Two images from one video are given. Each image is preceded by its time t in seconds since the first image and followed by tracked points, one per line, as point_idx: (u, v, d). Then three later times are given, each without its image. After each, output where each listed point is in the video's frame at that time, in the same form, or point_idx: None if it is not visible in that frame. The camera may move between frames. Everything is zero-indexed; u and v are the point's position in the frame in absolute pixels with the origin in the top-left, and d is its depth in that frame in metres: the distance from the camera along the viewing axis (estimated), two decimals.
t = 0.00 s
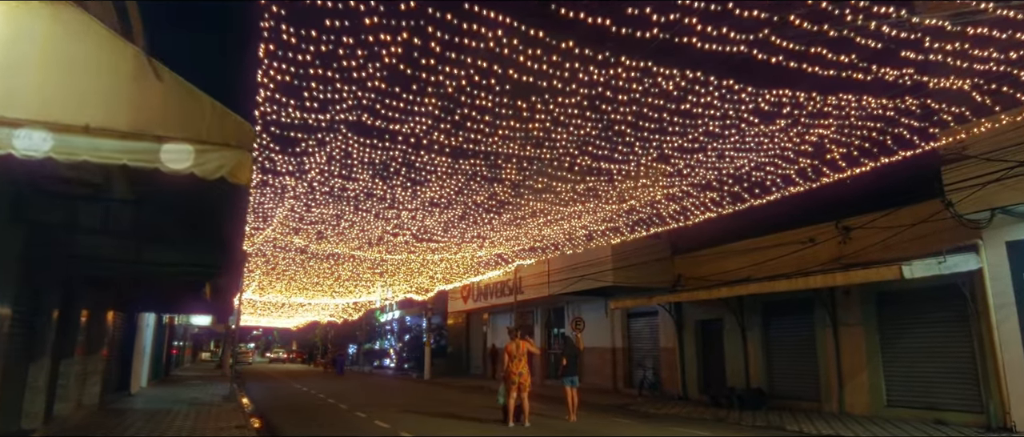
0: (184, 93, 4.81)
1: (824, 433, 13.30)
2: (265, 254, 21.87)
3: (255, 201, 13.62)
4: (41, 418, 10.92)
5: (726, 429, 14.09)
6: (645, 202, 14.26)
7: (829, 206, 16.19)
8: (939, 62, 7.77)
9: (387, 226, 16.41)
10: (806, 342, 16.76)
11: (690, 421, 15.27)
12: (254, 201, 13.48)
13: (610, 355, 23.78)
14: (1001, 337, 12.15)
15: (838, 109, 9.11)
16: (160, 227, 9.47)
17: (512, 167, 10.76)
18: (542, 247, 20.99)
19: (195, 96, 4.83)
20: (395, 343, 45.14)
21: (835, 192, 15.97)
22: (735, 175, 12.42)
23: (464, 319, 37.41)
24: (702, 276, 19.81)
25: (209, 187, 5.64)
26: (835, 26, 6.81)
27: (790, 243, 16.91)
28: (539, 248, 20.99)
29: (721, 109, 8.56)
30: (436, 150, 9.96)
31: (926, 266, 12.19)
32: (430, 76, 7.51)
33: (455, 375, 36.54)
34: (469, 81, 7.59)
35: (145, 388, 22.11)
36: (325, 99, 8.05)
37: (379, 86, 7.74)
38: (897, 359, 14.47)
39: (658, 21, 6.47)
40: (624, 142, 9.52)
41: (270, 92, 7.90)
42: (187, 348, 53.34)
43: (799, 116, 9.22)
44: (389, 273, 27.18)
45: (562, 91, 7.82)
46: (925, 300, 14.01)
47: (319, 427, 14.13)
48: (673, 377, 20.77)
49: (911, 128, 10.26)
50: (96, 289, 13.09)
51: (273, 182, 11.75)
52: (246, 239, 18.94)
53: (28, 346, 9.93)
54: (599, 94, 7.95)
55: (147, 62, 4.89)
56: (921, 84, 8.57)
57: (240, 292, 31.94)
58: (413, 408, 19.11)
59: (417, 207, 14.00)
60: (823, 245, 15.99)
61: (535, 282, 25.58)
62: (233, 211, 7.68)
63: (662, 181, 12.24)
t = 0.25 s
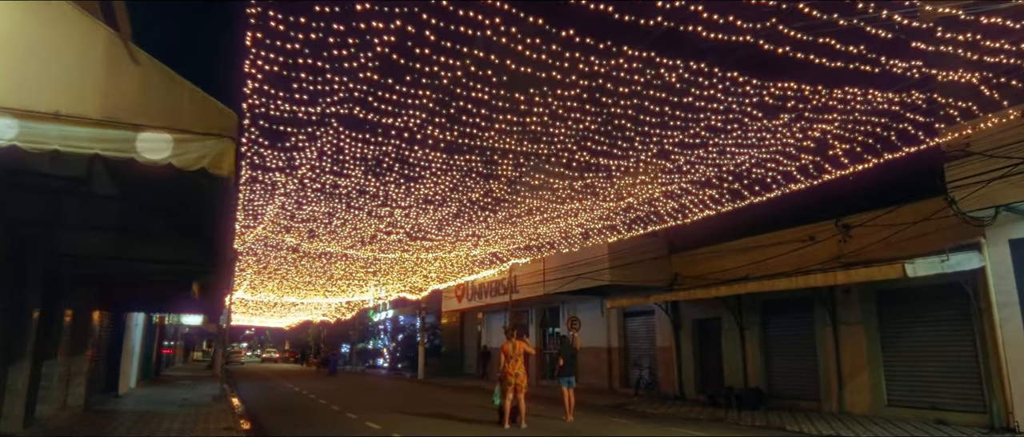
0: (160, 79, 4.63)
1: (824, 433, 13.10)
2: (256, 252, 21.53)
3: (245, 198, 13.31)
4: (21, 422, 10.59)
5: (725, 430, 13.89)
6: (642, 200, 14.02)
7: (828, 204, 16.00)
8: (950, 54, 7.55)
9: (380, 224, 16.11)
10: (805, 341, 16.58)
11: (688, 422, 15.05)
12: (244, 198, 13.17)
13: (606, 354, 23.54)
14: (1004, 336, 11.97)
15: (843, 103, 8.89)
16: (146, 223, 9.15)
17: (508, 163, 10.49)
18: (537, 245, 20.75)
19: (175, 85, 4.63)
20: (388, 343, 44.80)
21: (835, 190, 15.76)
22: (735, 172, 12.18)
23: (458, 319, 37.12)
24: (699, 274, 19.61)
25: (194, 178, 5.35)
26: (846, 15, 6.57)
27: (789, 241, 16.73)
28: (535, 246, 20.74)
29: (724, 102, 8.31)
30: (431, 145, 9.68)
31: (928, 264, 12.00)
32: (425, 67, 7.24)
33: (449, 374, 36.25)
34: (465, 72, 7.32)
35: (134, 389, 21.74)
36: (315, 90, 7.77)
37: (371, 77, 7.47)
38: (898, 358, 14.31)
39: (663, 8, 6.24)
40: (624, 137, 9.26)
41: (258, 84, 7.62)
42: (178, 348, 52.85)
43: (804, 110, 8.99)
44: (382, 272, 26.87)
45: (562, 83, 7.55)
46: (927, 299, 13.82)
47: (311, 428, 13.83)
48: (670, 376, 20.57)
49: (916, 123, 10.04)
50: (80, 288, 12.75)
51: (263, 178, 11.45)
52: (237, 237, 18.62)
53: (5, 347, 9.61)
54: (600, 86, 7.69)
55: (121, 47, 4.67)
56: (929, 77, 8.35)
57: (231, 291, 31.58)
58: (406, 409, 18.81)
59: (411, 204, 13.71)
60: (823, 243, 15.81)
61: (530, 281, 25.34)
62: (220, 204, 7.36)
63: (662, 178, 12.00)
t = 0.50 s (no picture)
0: (141, 61, 4.44)
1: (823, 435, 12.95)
2: (248, 252, 21.28)
3: (236, 197, 13.07)
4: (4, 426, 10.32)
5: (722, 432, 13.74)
6: (640, 199, 13.85)
7: (827, 203, 15.86)
8: (958, 50, 7.39)
9: (374, 223, 15.89)
10: (803, 342, 16.45)
11: (686, 424, 14.89)
12: (235, 196, 12.94)
13: (601, 355, 23.38)
14: (1005, 338, 11.84)
15: (848, 100, 8.72)
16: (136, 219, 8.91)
17: (505, 160, 10.29)
18: (533, 245, 20.56)
19: (159, 75, 4.40)
20: (381, 343, 44.53)
21: (833, 190, 15.64)
22: (735, 170, 12.03)
23: (452, 318, 36.92)
24: (696, 274, 19.46)
25: (180, 173, 5.13)
26: (855, 9, 6.40)
27: (787, 241, 16.59)
28: (530, 246, 20.57)
29: (727, 99, 8.14)
30: (426, 142, 9.47)
31: (929, 265, 11.86)
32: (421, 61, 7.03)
33: (442, 375, 36.04)
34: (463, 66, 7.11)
35: (124, 390, 21.45)
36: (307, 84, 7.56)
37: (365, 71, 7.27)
38: (897, 360, 14.19)
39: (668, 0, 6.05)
40: (624, 134, 9.07)
41: (250, 77, 7.39)
42: (169, 348, 52.44)
43: (807, 107, 8.82)
44: (376, 271, 26.64)
45: (562, 78, 7.36)
46: (929, 300, 13.71)
47: (303, 430, 13.59)
48: (666, 377, 20.41)
49: (919, 121, 9.90)
50: (67, 289, 12.49)
51: (254, 176, 11.22)
52: (228, 236, 18.36)
53: None
54: (601, 82, 7.49)
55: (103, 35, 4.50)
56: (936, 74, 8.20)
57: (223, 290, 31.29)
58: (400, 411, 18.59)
59: (405, 202, 13.49)
60: (822, 244, 15.68)
61: (525, 281, 25.16)
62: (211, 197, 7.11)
63: (660, 177, 11.82)
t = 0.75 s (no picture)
0: (131, 36, 4.43)
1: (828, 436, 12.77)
2: (243, 250, 21.04)
3: (232, 193, 12.84)
4: None
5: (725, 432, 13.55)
6: (642, 196, 13.67)
7: (830, 202, 15.70)
8: (974, 41, 7.22)
9: (371, 221, 15.67)
10: (804, 342, 16.27)
11: (687, 424, 14.69)
12: (230, 193, 12.70)
13: (600, 355, 23.18)
14: (1013, 337, 11.69)
15: (858, 94, 8.54)
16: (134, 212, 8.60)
17: (507, 155, 10.08)
18: (531, 244, 20.36)
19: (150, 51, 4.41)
20: (378, 343, 44.28)
21: (836, 188, 15.49)
22: (739, 167, 11.85)
23: (449, 319, 36.70)
24: (696, 274, 19.28)
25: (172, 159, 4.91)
26: None
27: (789, 240, 16.43)
28: (529, 244, 20.38)
29: (735, 91, 7.96)
30: (427, 136, 9.27)
31: (937, 262, 11.69)
32: (424, 49, 6.83)
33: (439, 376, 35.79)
34: (467, 55, 6.91)
35: (117, 390, 21.18)
36: (306, 74, 7.35)
37: (366, 61, 7.06)
38: (901, 360, 14.02)
39: None
40: (629, 128, 8.88)
41: (246, 66, 7.17)
42: (164, 348, 52.10)
43: (817, 100, 8.65)
44: (373, 271, 26.42)
45: (568, 68, 7.16)
46: (932, 300, 13.54)
47: (299, 431, 13.34)
48: (666, 377, 20.21)
49: (928, 117, 9.74)
50: (58, 286, 12.24)
51: (251, 171, 10.98)
52: (224, 234, 18.12)
53: None
54: (608, 72, 7.30)
55: None
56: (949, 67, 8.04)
57: (218, 290, 31.01)
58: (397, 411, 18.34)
59: (404, 199, 13.28)
60: (824, 242, 15.53)
61: (523, 281, 24.96)
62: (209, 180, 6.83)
63: (664, 173, 11.63)
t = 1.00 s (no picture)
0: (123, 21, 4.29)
1: None
2: (240, 250, 20.80)
3: (228, 192, 12.60)
4: None
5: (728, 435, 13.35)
6: (645, 196, 13.48)
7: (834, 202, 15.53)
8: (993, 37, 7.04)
9: (370, 221, 15.45)
10: (808, 344, 16.09)
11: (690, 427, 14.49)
12: (226, 191, 12.47)
13: (600, 357, 22.97)
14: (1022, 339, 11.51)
15: (871, 91, 8.35)
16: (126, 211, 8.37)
17: (510, 154, 9.87)
18: (531, 244, 20.17)
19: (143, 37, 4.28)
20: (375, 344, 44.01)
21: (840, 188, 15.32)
22: (745, 166, 11.65)
23: (447, 319, 36.49)
24: (697, 275, 19.10)
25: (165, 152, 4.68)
26: None
27: (793, 240, 16.26)
28: (528, 245, 20.19)
29: (746, 88, 7.77)
30: (428, 133, 9.05)
31: (945, 264, 11.50)
32: (428, 42, 6.62)
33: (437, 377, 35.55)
34: (472, 48, 6.71)
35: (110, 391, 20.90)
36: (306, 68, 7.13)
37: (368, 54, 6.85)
38: (906, 362, 13.83)
39: None
40: (637, 125, 8.68)
41: (244, 59, 6.95)
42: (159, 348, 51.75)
43: (829, 98, 8.46)
44: (370, 271, 26.20)
45: (576, 62, 6.96)
46: (938, 302, 13.38)
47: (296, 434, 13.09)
48: (666, 379, 20.01)
49: (940, 116, 9.56)
50: (50, 285, 11.98)
51: (247, 169, 10.75)
52: (220, 233, 17.88)
53: None
54: (618, 67, 7.09)
55: None
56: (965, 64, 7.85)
57: (214, 290, 30.74)
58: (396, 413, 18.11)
59: (404, 198, 13.07)
60: (828, 243, 15.36)
61: (522, 281, 24.76)
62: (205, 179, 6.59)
63: (669, 172, 11.44)
